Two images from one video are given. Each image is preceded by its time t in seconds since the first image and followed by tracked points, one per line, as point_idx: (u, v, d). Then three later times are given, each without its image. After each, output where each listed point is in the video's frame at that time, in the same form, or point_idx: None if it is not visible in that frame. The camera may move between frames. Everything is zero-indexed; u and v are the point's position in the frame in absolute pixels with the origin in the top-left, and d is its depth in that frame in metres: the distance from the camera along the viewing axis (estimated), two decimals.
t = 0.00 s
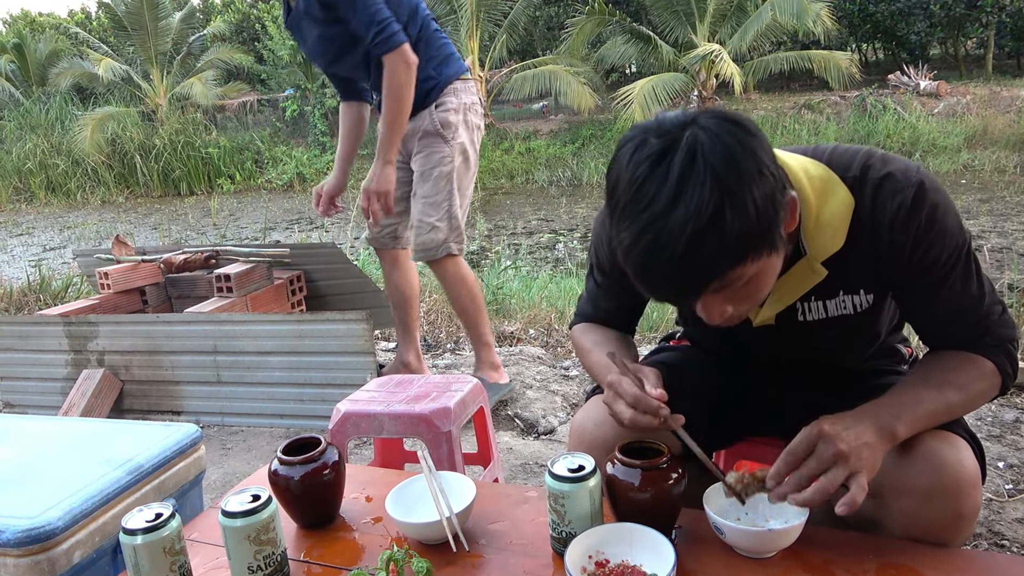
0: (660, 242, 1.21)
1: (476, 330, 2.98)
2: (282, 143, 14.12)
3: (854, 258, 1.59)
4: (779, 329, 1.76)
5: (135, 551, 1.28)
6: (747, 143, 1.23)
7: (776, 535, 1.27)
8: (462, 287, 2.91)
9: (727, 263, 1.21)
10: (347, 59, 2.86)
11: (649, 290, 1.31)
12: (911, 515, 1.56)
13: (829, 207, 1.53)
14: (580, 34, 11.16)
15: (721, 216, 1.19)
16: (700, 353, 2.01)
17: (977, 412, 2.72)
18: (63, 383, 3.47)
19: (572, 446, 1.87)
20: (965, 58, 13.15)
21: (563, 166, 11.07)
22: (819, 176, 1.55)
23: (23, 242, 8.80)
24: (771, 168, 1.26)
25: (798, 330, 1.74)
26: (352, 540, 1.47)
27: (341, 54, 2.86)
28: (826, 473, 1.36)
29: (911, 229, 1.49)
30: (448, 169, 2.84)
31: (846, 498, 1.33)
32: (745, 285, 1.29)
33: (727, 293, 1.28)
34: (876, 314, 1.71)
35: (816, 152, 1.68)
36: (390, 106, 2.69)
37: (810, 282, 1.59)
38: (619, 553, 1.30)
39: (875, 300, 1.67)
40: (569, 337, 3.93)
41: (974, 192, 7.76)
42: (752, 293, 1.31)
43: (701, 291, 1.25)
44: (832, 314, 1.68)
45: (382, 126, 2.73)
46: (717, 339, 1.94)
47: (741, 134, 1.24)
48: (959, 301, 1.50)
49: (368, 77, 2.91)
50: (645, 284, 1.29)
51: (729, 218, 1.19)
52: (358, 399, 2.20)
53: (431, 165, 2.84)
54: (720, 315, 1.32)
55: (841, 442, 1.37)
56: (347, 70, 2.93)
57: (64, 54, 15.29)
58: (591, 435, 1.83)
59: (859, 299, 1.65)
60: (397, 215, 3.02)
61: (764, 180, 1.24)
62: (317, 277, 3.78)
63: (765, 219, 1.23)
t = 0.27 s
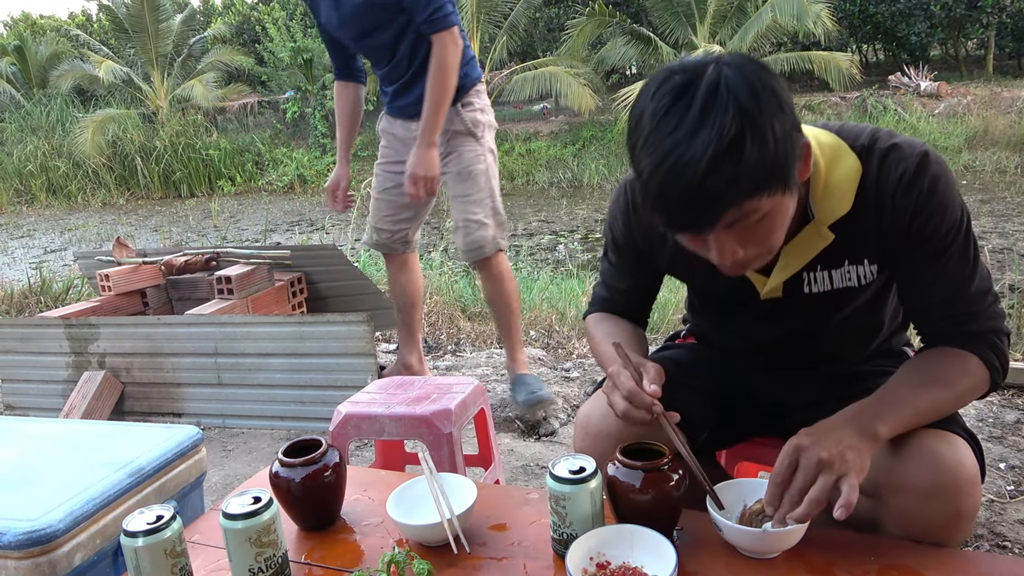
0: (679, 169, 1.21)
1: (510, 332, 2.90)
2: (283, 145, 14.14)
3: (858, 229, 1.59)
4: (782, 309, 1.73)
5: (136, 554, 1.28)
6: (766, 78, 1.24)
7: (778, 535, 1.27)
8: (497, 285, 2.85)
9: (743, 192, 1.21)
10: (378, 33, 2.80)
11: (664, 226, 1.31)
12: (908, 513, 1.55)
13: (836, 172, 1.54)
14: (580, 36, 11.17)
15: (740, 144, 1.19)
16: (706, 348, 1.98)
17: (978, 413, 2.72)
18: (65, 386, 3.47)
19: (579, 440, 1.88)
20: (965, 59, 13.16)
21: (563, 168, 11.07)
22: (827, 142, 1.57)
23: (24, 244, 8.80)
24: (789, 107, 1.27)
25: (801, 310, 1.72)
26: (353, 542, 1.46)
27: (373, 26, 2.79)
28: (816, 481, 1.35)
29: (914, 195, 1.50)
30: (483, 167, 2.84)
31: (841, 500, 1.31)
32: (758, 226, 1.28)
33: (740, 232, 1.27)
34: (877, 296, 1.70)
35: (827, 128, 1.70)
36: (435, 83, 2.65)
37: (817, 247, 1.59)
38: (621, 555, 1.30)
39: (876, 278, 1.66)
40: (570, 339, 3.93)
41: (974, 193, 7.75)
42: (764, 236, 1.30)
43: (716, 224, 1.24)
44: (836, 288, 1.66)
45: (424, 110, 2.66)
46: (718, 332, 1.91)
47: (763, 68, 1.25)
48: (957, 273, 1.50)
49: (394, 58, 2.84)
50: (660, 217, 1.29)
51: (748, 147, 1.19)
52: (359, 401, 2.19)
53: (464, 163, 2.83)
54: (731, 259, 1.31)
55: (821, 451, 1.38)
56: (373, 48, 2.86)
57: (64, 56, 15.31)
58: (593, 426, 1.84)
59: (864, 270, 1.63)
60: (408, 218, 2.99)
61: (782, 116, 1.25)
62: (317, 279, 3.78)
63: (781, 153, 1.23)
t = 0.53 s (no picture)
0: (705, 98, 1.36)
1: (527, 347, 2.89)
2: (282, 151, 14.16)
3: (865, 208, 1.67)
4: (784, 290, 1.80)
5: (134, 560, 1.28)
6: (796, 31, 1.39)
7: (777, 540, 1.27)
8: (526, 298, 2.82)
9: (764, 122, 1.33)
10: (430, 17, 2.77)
11: (690, 159, 1.42)
12: (908, 509, 1.55)
13: (852, 148, 1.64)
14: (579, 42, 11.20)
15: (763, 80, 1.33)
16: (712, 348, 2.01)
17: (976, 418, 2.72)
18: (63, 392, 3.47)
19: (580, 432, 1.90)
20: (962, 65, 13.20)
21: (562, 174, 11.07)
22: (844, 123, 1.67)
23: (23, 250, 8.80)
24: (813, 62, 1.41)
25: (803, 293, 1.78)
26: (352, 548, 1.46)
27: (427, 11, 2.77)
28: (847, 464, 1.35)
29: (921, 177, 1.61)
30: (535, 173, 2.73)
31: (879, 482, 1.31)
32: (778, 164, 1.38)
33: (759, 166, 1.37)
34: (878, 285, 1.77)
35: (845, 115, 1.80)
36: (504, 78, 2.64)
37: (825, 218, 1.68)
38: (619, 561, 1.30)
39: (878, 264, 1.73)
40: (569, 345, 3.93)
41: (973, 199, 7.76)
42: (782, 177, 1.39)
43: (737, 153, 1.34)
44: (839, 266, 1.72)
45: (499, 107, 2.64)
46: (719, 322, 1.97)
47: (795, 23, 1.40)
48: (952, 259, 1.61)
49: (436, 48, 2.82)
50: (687, 147, 1.41)
51: (770, 82, 1.33)
52: (358, 407, 2.20)
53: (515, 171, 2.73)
54: (750, 197, 1.40)
55: (855, 432, 1.38)
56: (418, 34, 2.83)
57: (64, 62, 15.33)
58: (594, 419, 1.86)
59: (868, 248, 1.70)
60: (433, 232, 2.99)
61: (805, 66, 1.38)
62: (317, 285, 3.78)
63: (801, 94, 1.36)
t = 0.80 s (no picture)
0: (739, 64, 1.48)
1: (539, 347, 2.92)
2: (278, 165, 14.19)
3: (873, 201, 1.75)
4: (789, 283, 1.84)
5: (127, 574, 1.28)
6: (827, 15, 1.52)
7: (769, 552, 1.27)
8: (541, 305, 2.84)
9: (791, 88, 1.44)
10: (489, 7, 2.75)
11: (719, 123, 1.53)
12: (913, 513, 1.54)
13: (862, 142, 1.73)
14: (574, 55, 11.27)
15: (792, 50, 1.46)
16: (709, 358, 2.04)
17: (970, 429, 2.73)
18: (57, 405, 3.46)
19: (577, 441, 1.88)
20: (955, 78, 13.30)
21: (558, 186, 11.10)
22: (856, 120, 1.77)
23: (18, 263, 8.78)
24: (839, 44, 1.53)
25: (807, 287, 1.82)
26: (345, 562, 1.46)
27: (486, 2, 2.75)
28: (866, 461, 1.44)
29: (926, 175, 1.71)
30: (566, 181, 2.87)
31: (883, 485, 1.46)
32: (803, 132, 1.48)
33: (784, 131, 1.47)
34: (879, 283, 1.83)
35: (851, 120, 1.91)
36: (564, 73, 2.84)
37: (836, 207, 1.75)
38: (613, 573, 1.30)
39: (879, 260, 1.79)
40: (565, 357, 3.94)
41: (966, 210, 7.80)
42: (804, 145, 1.49)
43: (765, 115, 1.45)
44: (844, 257, 1.78)
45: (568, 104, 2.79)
46: (721, 320, 2.00)
47: (829, 8, 1.53)
48: (947, 256, 1.71)
49: (485, 42, 2.78)
50: (718, 111, 1.51)
51: (799, 53, 1.45)
52: (353, 420, 2.19)
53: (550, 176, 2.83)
54: (773, 163, 1.48)
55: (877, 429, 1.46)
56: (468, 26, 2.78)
57: (61, 76, 15.37)
58: (592, 426, 1.86)
59: (874, 239, 1.77)
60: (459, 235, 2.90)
61: (832, 46, 1.50)
62: (312, 298, 3.78)
63: (826, 68, 1.48)
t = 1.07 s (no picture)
0: (757, 46, 1.55)
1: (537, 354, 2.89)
2: (271, 169, 14.18)
3: (873, 200, 1.77)
4: (787, 276, 1.85)
5: None
6: (844, 9, 1.59)
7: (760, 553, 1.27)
8: (539, 310, 2.83)
9: (806, 71, 1.50)
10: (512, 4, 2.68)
11: (733, 103, 1.59)
12: (903, 512, 1.53)
13: (865, 142, 1.76)
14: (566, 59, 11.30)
15: (810, 36, 1.52)
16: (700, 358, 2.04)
17: (960, 430, 2.75)
18: (47, 411, 3.44)
19: (568, 440, 1.87)
20: (945, 81, 13.39)
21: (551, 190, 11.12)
22: (860, 119, 1.80)
23: (8, 269, 8.74)
24: (854, 38, 1.60)
25: (802, 283, 1.84)
26: (337, 566, 1.46)
27: None
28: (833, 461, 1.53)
29: (925, 177, 1.74)
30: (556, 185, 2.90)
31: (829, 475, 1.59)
32: (812, 118, 1.54)
33: (795, 114, 1.53)
34: (870, 284, 1.85)
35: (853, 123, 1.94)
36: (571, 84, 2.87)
37: (836, 202, 1.77)
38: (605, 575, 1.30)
39: (873, 260, 1.81)
40: (558, 361, 3.94)
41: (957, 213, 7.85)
42: (813, 130, 1.55)
43: (778, 96, 1.51)
44: (841, 253, 1.80)
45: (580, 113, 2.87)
46: (715, 317, 2.01)
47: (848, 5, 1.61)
48: (932, 261, 1.76)
49: (499, 39, 2.69)
50: (733, 91, 1.57)
51: (816, 39, 1.52)
52: (345, 424, 2.19)
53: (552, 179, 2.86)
54: (780, 147, 1.54)
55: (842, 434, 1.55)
56: (485, 21, 2.67)
57: (52, 81, 15.32)
58: (583, 425, 1.85)
59: (871, 237, 1.78)
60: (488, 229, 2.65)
61: (848, 38, 1.57)
62: (304, 303, 3.78)
63: (840, 57, 1.54)
